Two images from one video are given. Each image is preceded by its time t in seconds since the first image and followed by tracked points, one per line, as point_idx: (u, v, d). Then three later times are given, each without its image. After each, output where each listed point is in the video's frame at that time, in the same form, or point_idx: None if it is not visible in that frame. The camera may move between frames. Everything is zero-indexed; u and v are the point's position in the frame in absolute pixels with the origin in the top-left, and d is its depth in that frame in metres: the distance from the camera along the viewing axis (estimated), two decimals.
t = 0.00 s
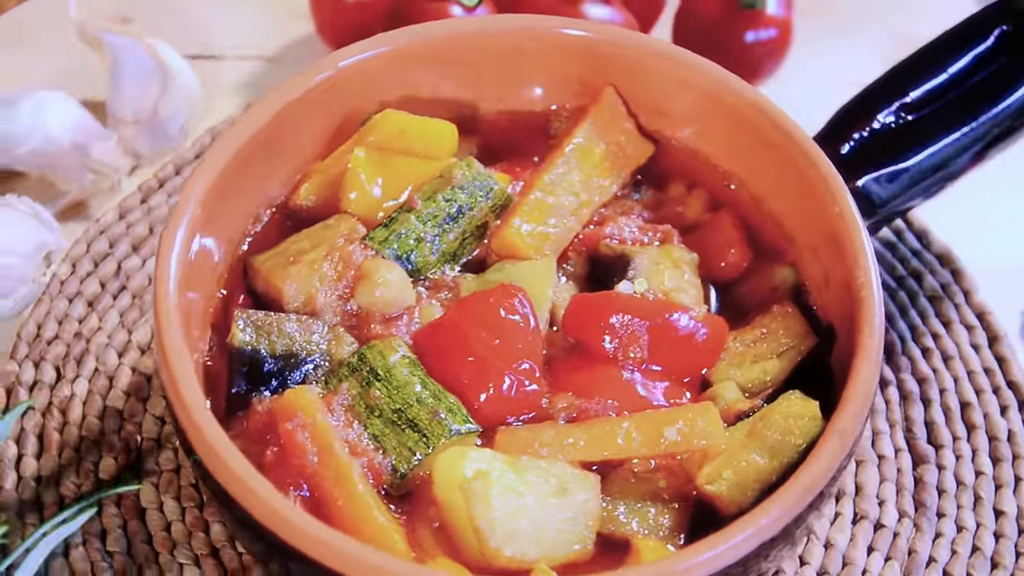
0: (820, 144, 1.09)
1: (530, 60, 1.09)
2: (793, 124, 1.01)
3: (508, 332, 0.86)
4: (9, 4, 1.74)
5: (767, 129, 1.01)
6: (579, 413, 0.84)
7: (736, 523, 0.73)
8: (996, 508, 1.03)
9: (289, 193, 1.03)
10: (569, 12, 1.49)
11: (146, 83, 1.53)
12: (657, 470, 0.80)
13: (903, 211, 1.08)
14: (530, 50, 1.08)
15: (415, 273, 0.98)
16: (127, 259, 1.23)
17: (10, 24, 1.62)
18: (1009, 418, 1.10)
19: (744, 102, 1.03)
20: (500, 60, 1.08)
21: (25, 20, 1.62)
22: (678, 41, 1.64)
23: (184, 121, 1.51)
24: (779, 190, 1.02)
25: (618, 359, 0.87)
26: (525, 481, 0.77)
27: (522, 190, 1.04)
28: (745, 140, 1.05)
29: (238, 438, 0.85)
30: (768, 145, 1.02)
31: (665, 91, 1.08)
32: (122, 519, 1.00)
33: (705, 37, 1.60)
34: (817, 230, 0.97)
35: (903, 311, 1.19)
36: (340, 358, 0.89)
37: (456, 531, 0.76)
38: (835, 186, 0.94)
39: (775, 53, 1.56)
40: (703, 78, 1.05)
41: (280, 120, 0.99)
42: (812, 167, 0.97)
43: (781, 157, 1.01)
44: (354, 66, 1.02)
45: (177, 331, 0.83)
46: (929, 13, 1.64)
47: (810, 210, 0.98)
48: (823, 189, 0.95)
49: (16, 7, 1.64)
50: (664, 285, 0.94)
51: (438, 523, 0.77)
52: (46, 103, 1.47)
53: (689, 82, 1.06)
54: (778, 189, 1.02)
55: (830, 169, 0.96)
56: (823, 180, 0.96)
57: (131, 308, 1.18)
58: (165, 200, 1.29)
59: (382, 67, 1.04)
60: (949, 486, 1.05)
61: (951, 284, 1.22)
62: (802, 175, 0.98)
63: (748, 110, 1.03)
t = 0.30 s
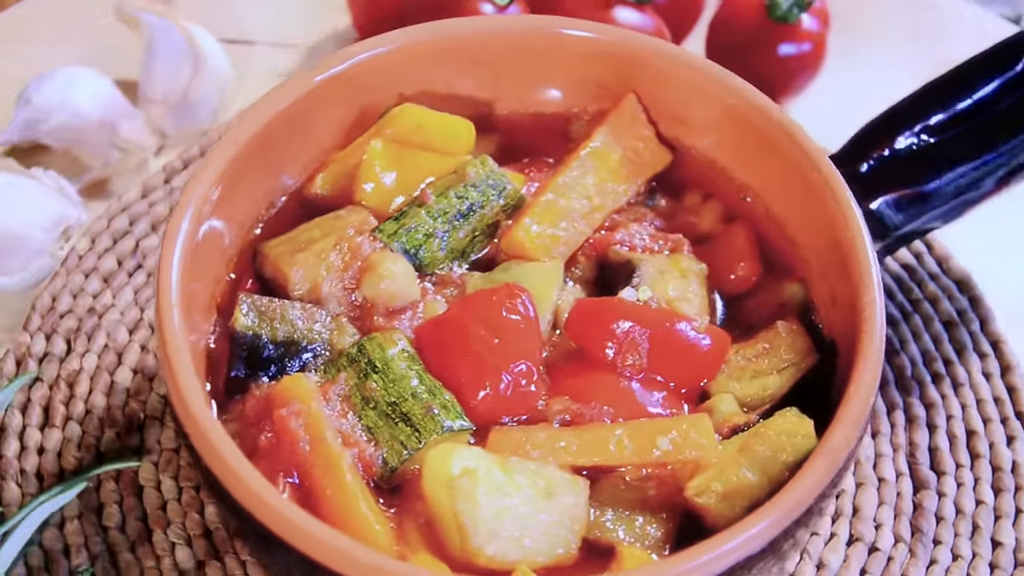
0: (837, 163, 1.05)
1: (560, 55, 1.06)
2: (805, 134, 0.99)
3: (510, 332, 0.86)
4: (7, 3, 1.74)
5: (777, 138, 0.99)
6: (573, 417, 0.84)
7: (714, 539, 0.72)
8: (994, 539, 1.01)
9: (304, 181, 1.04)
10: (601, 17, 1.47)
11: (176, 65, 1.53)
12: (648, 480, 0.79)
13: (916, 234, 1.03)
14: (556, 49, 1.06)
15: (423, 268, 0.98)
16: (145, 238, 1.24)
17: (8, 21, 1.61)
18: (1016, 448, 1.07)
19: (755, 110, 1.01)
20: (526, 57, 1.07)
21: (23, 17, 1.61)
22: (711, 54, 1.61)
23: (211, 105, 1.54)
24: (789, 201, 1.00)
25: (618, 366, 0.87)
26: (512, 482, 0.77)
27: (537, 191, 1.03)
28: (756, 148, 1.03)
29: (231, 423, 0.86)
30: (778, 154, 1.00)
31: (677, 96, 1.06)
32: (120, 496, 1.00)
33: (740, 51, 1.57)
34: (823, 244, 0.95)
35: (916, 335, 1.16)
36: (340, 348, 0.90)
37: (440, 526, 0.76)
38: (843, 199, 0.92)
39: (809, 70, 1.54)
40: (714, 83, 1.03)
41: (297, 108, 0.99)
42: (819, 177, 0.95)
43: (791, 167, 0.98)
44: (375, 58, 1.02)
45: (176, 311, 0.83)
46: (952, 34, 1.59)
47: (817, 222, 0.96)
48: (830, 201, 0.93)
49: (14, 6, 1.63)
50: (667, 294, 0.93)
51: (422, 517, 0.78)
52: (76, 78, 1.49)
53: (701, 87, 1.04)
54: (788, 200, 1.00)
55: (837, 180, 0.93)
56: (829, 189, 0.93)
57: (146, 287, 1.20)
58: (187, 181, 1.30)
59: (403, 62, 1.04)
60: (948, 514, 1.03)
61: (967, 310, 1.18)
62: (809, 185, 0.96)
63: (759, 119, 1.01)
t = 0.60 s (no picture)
0: (853, 184, 0.97)
1: (584, 60, 1.06)
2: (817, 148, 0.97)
3: (509, 333, 0.85)
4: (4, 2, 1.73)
5: (790, 150, 0.98)
6: (567, 421, 0.84)
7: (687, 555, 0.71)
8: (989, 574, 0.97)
9: (323, 168, 1.04)
10: (634, 23, 1.46)
11: (212, 45, 1.54)
12: (637, 489, 0.79)
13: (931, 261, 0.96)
14: (581, 54, 1.06)
15: (431, 263, 0.98)
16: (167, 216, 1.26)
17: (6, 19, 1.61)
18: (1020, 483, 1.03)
19: (769, 120, 0.99)
20: (551, 60, 1.06)
21: (21, 16, 1.62)
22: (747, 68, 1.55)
23: (244, 88, 1.55)
24: (800, 215, 0.98)
25: (614, 373, 0.85)
26: (499, 480, 0.77)
27: (552, 193, 1.03)
28: (768, 159, 1.01)
29: (228, 405, 0.87)
30: (790, 166, 0.98)
31: (693, 103, 1.04)
32: (119, 468, 1.01)
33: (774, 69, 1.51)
34: (832, 261, 0.93)
35: (928, 362, 1.12)
36: (341, 337, 0.91)
37: (424, 521, 0.76)
38: (853, 217, 0.90)
39: (847, 87, 1.48)
40: (729, 90, 1.01)
41: (318, 97, 0.99)
42: (831, 192, 0.93)
43: (804, 179, 0.97)
44: (400, 51, 1.02)
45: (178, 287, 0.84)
46: (988, 56, 1.57)
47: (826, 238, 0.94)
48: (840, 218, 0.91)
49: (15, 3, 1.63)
50: (669, 304, 0.91)
51: (407, 512, 0.78)
52: (112, 52, 1.50)
53: (717, 95, 1.02)
54: (798, 213, 0.98)
55: (849, 198, 0.92)
56: (839, 205, 0.92)
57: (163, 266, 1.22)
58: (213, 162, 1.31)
59: (429, 57, 1.04)
60: (943, 544, 0.99)
61: (984, 340, 1.13)
62: (821, 200, 0.94)
63: (772, 129, 0.99)
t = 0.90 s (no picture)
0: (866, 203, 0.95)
1: (605, 64, 1.05)
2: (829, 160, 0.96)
3: (509, 333, 0.85)
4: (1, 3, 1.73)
5: (800, 160, 0.96)
6: (562, 424, 0.83)
7: (663, 565, 0.70)
8: None
9: (340, 159, 1.05)
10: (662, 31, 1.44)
11: (243, 32, 1.52)
12: (628, 496, 0.79)
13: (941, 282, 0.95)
14: (602, 59, 1.05)
15: (439, 260, 0.98)
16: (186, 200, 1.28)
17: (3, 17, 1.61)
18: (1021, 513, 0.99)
19: (781, 129, 0.98)
20: (572, 64, 1.06)
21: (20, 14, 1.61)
22: (775, 82, 1.52)
23: (275, 75, 1.55)
24: (810, 227, 0.97)
25: (612, 378, 0.85)
26: (488, 480, 0.77)
27: (565, 195, 1.02)
28: (779, 169, 0.99)
29: (227, 387, 0.88)
30: (800, 176, 0.97)
31: (706, 108, 1.03)
32: (121, 446, 1.02)
33: (802, 87, 1.48)
34: (838, 275, 0.91)
35: (937, 387, 1.09)
36: (343, 328, 0.92)
37: (413, 516, 0.77)
38: (860, 232, 0.89)
39: (877, 104, 1.45)
40: (742, 97, 1.00)
41: (336, 88, 1.00)
42: (838, 205, 0.92)
43: (812, 190, 0.95)
44: (421, 46, 1.02)
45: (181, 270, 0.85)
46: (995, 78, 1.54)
47: (833, 252, 0.92)
48: (847, 232, 0.90)
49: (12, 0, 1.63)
50: (673, 312, 0.91)
51: (396, 505, 0.79)
52: (143, 32, 1.51)
53: (729, 100, 1.01)
54: (808, 224, 0.97)
55: (856, 211, 0.91)
56: (846, 218, 0.91)
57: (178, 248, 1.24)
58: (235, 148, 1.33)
59: (450, 54, 1.03)
60: (938, 571, 0.96)
61: (996, 367, 1.10)
62: (828, 213, 0.93)
63: (783, 139, 0.98)
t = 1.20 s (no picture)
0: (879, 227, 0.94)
1: (629, 71, 1.05)
2: (843, 178, 0.95)
3: (510, 334, 0.85)
4: None
5: (814, 176, 0.95)
6: (556, 427, 0.83)
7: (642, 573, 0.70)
8: None
9: (360, 150, 1.05)
10: (693, 40, 1.40)
11: (281, 17, 1.54)
12: (616, 504, 0.79)
13: (962, 309, 0.91)
14: (627, 65, 1.05)
15: (449, 256, 0.98)
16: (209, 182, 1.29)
17: None
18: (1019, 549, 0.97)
19: (796, 143, 0.97)
20: (595, 69, 1.06)
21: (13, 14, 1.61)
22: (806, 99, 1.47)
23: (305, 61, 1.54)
24: (821, 243, 0.95)
25: (609, 385, 0.84)
26: (476, 479, 0.77)
27: (579, 199, 1.02)
28: (794, 184, 0.98)
29: (228, 369, 0.89)
30: (813, 192, 0.95)
31: (722, 118, 1.03)
32: (124, 421, 1.03)
33: (834, 107, 1.44)
34: (846, 294, 0.90)
35: (945, 415, 1.07)
36: (347, 318, 0.92)
37: (399, 510, 0.77)
38: (869, 252, 0.88)
39: (910, 125, 1.41)
40: (757, 108, 1.00)
41: (357, 80, 1.00)
42: (850, 223, 0.90)
43: (825, 207, 0.94)
44: (445, 42, 1.02)
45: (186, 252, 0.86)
46: (1001, 82, 1.54)
47: (842, 270, 0.91)
48: (856, 251, 0.89)
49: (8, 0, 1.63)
50: (675, 322, 0.90)
51: (384, 498, 0.79)
52: (180, 11, 1.52)
53: (745, 110, 1.00)
54: (819, 241, 0.95)
55: (866, 230, 0.89)
56: (857, 238, 0.89)
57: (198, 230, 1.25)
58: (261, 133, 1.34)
59: (475, 52, 1.04)
60: None
61: (1006, 400, 1.08)
62: (839, 231, 0.92)
63: (800, 154, 0.96)
